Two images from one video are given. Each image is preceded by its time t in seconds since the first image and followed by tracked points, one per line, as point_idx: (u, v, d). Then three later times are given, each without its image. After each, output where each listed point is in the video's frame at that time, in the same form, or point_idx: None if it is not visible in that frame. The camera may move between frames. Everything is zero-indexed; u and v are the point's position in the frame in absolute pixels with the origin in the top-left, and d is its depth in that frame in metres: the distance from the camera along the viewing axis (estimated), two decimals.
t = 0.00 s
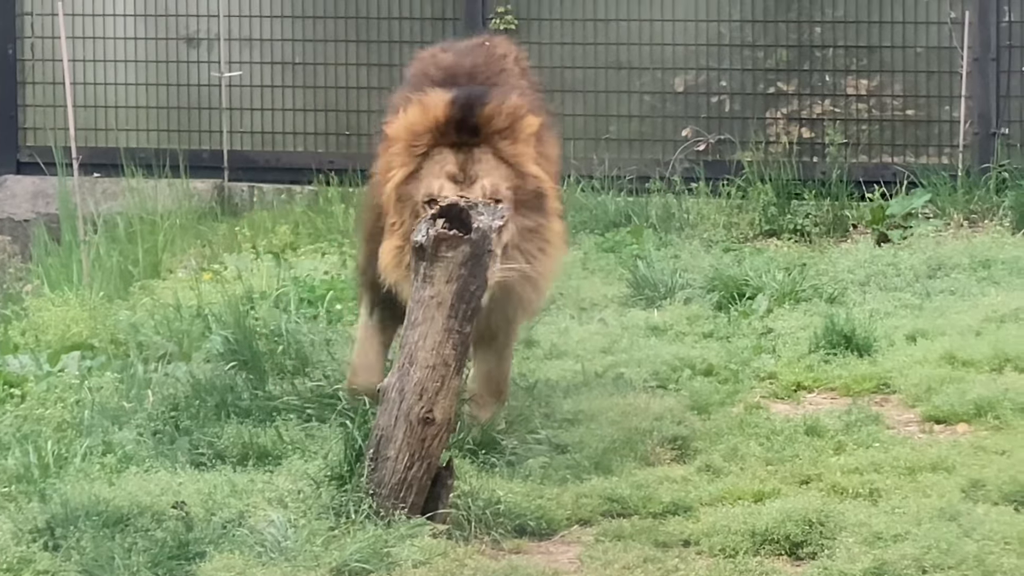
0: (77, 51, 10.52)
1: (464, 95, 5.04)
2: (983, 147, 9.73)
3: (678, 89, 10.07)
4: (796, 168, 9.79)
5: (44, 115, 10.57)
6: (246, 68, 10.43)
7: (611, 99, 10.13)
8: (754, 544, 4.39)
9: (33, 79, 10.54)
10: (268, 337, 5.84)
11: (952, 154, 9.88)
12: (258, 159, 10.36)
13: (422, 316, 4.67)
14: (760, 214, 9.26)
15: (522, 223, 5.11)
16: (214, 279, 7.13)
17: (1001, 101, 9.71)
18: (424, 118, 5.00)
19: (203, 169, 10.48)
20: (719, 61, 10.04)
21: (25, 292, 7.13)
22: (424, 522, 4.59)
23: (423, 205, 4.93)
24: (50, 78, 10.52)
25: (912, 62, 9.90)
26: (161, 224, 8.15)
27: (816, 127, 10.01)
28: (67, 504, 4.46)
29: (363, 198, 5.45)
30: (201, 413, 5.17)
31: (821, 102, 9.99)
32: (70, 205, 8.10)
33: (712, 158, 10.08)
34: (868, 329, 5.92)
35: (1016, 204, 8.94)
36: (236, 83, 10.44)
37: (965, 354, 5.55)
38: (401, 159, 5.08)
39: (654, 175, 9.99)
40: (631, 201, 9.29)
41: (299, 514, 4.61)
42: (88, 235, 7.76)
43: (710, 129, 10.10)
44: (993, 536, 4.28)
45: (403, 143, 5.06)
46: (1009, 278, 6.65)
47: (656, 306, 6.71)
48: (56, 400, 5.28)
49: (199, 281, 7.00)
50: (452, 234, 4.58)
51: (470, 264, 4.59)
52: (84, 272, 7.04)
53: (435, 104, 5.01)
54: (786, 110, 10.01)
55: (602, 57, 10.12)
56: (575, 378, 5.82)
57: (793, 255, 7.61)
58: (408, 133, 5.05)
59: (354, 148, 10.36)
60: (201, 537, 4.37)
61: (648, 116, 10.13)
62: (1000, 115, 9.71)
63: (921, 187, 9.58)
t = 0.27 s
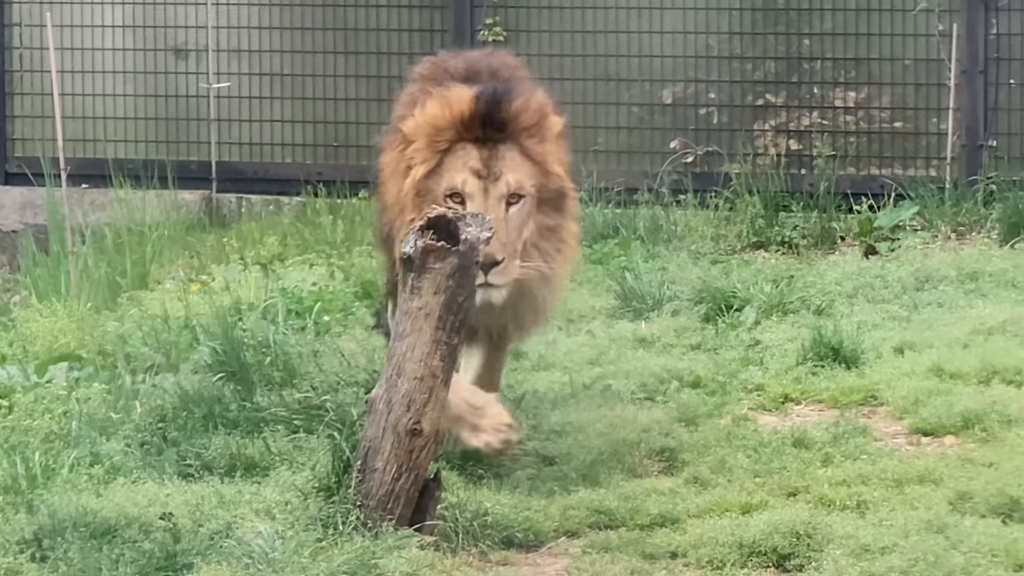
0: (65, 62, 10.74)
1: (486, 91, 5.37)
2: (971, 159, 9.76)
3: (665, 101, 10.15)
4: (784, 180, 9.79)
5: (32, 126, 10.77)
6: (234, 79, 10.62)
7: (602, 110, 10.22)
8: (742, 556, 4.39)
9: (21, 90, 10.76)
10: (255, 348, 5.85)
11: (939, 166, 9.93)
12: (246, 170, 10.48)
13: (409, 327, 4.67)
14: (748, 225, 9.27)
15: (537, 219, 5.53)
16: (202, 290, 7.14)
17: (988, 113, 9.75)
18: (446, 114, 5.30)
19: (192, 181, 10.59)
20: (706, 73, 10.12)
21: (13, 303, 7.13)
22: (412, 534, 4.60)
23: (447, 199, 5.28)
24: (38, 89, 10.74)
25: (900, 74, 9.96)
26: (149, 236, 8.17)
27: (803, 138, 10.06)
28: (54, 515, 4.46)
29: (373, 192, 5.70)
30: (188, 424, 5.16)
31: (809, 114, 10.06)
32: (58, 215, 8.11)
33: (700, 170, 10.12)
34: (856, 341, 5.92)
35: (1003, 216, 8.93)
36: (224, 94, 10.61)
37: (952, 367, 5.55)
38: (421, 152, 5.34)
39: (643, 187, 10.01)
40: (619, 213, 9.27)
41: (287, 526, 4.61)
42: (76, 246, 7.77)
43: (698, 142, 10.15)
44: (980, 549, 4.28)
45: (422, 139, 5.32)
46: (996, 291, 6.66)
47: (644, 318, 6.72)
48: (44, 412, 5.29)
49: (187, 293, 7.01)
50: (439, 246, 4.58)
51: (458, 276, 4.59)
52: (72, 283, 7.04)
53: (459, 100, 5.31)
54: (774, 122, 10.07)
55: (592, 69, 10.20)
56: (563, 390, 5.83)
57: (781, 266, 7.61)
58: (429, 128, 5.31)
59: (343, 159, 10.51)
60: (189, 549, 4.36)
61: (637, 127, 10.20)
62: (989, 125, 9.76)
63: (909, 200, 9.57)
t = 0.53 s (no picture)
0: (48, 76, 10.89)
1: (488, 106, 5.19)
2: (954, 175, 10.02)
3: (648, 117, 10.34)
4: (767, 196, 10.06)
5: (15, 140, 10.93)
6: (217, 94, 10.81)
7: (584, 125, 10.41)
8: (724, 572, 4.38)
9: (5, 105, 10.92)
10: (238, 363, 5.84)
11: (922, 182, 10.18)
12: (230, 184, 10.67)
13: (392, 343, 4.67)
14: (732, 241, 9.35)
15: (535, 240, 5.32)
16: (185, 305, 7.15)
17: (972, 130, 10.02)
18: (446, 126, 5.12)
19: (174, 195, 10.79)
20: (691, 88, 10.33)
21: None
22: (394, 549, 4.60)
23: (443, 214, 5.06)
24: (22, 104, 10.91)
25: (882, 90, 10.18)
26: (132, 250, 8.19)
27: (787, 154, 10.30)
28: (36, 530, 4.45)
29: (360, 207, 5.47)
30: (171, 439, 5.16)
31: (792, 129, 10.27)
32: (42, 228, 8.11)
33: (683, 185, 10.33)
34: (839, 356, 5.93)
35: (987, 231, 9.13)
36: (207, 108, 10.79)
37: (934, 383, 5.55)
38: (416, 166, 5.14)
39: (625, 203, 10.22)
40: (602, 228, 9.36)
41: (268, 541, 4.60)
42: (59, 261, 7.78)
43: (680, 157, 10.35)
44: (964, 565, 4.28)
45: (418, 152, 5.12)
46: (979, 306, 6.67)
47: (626, 333, 6.73)
48: (26, 427, 5.28)
49: (170, 308, 7.01)
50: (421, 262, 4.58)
51: (441, 291, 4.59)
52: (55, 297, 7.04)
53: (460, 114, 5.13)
54: (757, 137, 10.30)
55: (575, 83, 10.39)
56: (545, 407, 5.83)
57: (764, 282, 7.63)
58: (427, 141, 5.11)
59: (328, 173, 10.74)
60: (171, 563, 4.34)
61: (619, 143, 10.38)
62: (972, 142, 10.01)
63: (892, 215, 9.83)
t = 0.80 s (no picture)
0: (33, 80, 10.89)
1: (470, 97, 5.20)
2: (939, 180, 10.04)
3: (634, 120, 10.34)
4: (752, 200, 10.05)
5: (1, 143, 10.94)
6: (202, 97, 10.81)
7: (569, 130, 10.42)
8: None
9: None
10: (223, 366, 5.84)
11: (908, 187, 10.17)
12: (216, 187, 10.70)
13: (377, 346, 4.67)
14: (717, 245, 9.41)
15: (525, 230, 5.26)
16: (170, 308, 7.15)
17: (958, 133, 10.03)
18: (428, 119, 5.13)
19: (160, 199, 10.83)
20: (677, 92, 10.33)
21: None
22: (379, 553, 4.59)
23: (428, 205, 5.05)
24: (7, 106, 10.90)
25: (869, 94, 10.18)
26: (117, 253, 8.19)
27: (772, 159, 10.30)
28: (21, 532, 4.44)
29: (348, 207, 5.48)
30: (156, 442, 5.16)
31: (777, 134, 10.28)
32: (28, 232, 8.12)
33: (669, 189, 10.33)
34: (824, 360, 5.93)
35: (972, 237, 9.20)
36: (193, 112, 10.79)
37: (919, 388, 5.56)
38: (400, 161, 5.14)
39: (611, 208, 10.24)
40: (587, 232, 9.35)
41: (253, 544, 4.61)
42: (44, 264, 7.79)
43: (666, 161, 10.35)
44: (948, 568, 4.30)
45: (401, 146, 5.13)
46: (965, 310, 6.67)
47: (612, 337, 6.73)
48: (11, 430, 5.29)
49: (156, 311, 7.01)
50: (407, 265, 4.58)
51: (426, 294, 4.60)
52: (40, 300, 7.04)
53: (442, 106, 5.14)
54: (742, 142, 10.29)
55: (561, 87, 10.41)
56: (531, 411, 5.84)
57: (749, 286, 7.64)
58: (409, 135, 5.12)
59: (312, 177, 10.74)
60: (155, 566, 4.34)
61: (605, 147, 10.38)
62: (957, 146, 10.04)
63: (877, 220, 9.86)
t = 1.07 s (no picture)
0: (16, 83, 10.91)
1: (468, 99, 5.00)
2: (922, 184, 10.06)
3: (617, 124, 10.35)
4: (735, 204, 10.07)
5: None
6: (185, 100, 10.83)
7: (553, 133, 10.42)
8: None
9: None
10: (206, 369, 5.84)
11: (891, 191, 10.18)
12: (198, 192, 10.70)
13: (359, 350, 4.67)
14: (700, 249, 9.50)
15: (530, 233, 5.03)
16: (153, 311, 7.15)
17: (941, 137, 10.07)
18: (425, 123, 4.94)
19: (142, 202, 10.85)
20: (660, 96, 10.33)
21: None
22: (361, 556, 4.61)
23: (428, 212, 4.86)
24: None
25: (852, 98, 10.22)
26: (100, 257, 8.20)
27: (755, 162, 10.30)
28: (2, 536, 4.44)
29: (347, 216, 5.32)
30: (138, 446, 5.16)
31: (761, 137, 10.28)
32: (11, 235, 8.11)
33: (652, 193, 10.34)
34: (807, 364, 5.94)
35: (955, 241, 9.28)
36: (175, 115, 10.83)
37: (902, 392, 5.57)
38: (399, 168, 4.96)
39: (594, 211, 10.24)
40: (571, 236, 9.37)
41: (236, 547, 4.60)
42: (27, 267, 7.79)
43: (649, 164, 10.37)
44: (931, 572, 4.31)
45: (399, 152, 4.95)
46: (947, 314, 6.69)
47: (595, 341, 6.74)
48: None
49: (138, 315, 7.01)
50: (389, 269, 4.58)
51: (409, 298, 4.59)
52: (23, 304, 7.04)
53: (439, 109, 4.95)
54: (725, 145, 10.29)
55: (544, 91, 10.42)
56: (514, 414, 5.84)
57: (732, 290, 7.64)
58: (406, 140, 4.94)
59: (297, 180, 10.75)
60: (138, 569, 4.34)
61: (589, 150, 10.39)
62: (940, 150, 10.06)
63: (860, 224, 9.88)
